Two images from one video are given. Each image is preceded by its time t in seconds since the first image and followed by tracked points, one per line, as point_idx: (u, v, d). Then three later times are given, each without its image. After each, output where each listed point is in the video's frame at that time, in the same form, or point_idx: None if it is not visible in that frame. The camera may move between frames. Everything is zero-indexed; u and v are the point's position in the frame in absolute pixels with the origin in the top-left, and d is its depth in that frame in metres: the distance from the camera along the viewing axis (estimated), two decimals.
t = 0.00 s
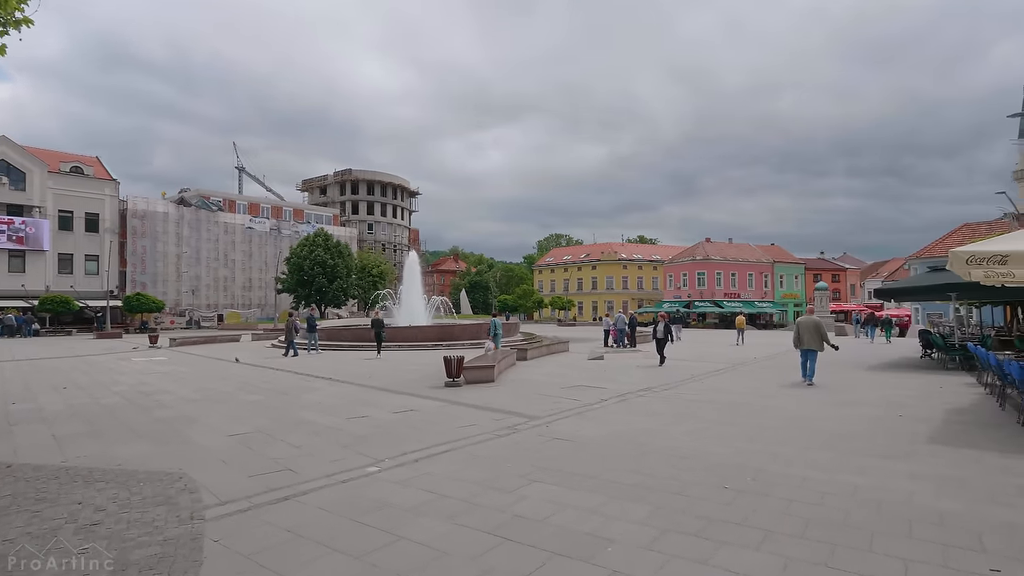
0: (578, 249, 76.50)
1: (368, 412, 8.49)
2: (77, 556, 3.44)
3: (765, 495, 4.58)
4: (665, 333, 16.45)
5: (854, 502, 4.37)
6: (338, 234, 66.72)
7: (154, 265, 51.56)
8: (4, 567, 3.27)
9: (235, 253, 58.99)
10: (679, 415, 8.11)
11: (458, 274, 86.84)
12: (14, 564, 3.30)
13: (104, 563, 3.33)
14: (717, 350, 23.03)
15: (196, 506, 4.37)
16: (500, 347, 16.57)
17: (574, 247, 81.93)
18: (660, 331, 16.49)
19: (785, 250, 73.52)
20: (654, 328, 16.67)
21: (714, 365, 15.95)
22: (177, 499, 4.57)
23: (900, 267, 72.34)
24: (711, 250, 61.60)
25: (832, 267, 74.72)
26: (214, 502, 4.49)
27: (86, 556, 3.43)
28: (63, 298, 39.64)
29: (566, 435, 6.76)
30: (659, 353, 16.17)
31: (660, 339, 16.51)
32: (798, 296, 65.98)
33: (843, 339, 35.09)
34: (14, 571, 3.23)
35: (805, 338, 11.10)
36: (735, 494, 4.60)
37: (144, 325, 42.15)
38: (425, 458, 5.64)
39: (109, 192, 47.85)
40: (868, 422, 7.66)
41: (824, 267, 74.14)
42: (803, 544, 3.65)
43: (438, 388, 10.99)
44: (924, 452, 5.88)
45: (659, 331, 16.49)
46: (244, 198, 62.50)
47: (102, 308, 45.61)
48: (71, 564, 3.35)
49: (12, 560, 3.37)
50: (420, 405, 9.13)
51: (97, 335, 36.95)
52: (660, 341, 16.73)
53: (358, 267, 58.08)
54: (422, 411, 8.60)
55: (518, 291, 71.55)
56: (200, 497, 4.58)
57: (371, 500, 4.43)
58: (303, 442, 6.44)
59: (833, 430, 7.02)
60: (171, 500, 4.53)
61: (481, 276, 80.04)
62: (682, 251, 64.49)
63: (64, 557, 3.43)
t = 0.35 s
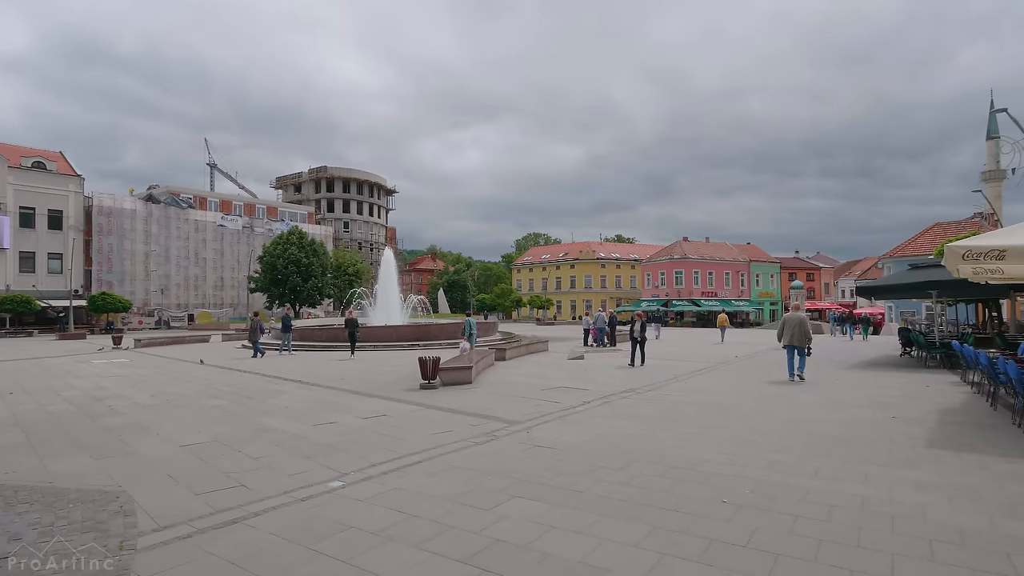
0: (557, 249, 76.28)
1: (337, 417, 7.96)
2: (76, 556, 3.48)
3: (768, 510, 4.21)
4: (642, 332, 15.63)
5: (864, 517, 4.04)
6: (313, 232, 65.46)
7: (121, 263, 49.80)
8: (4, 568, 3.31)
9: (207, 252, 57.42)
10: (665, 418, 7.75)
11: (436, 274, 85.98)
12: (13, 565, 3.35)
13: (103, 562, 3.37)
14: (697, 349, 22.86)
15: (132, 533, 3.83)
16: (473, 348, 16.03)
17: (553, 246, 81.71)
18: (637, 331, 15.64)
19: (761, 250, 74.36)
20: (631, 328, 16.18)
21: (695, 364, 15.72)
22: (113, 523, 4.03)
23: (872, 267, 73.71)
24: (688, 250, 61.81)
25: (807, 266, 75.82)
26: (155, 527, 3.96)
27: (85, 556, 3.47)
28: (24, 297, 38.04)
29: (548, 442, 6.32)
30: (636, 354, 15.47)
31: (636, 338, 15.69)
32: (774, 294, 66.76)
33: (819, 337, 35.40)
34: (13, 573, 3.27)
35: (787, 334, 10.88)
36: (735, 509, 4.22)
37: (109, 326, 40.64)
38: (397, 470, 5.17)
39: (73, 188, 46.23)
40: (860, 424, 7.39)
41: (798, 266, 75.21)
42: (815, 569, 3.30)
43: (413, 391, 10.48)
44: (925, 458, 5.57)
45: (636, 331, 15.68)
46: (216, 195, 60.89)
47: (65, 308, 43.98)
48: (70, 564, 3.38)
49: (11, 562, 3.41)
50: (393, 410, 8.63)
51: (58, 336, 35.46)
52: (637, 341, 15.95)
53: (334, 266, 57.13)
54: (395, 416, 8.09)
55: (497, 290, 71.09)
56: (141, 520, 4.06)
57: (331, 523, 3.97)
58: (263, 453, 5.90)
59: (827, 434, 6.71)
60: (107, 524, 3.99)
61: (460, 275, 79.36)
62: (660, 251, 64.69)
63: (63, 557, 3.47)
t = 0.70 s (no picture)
0: (544, 249, 75.90)
1: (313, 425, 7.45)
2: (77, 555, 3.50)
3: (784, 532, 3.82)
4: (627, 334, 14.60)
5: (889, 540, 3.68)
6: (297, 231, 64.50)
7: (98, 263, 48.53)
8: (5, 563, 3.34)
9: (188, 251, 56.23)
10: (662, 423, 7.34)
11: (422, 274, 85.20)
12: (15, 562, 3.35)
13: (104, 563, 3.40)
14: (686, 350, 22.57)
15: (58, 568, 3.31)
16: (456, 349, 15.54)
17: (540, 246, 81.32)
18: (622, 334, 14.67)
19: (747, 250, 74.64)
20: (615, 328, 15.67)
21: (686, 366, 15.38)
22: (42, 554, 3.52)
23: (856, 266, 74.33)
24: (675, 250, 61.75)
25: (792, 267, 76.26)
26: (88, 559, 3.44)
27: (85, 555, 3.49)
28: None
29: (540, 451, 5.89)
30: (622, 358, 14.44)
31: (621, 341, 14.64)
32: (760, 295, 67.00)
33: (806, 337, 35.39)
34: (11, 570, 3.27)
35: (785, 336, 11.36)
36: (748, 532, 3.82)
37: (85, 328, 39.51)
38: (372, 486, 4.69)
39: (49, 186, 45.06)
40: (865, 428, 7.06)
41: (784, 266, 75.62)
42: None
43: (396, 396, 9.99)
44: (942, 467, 5.24)
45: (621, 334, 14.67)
46: (197, 193, 59.72)
47: (40, 309, 42.79)
48: (71, 563, 3.41)
49: (12, 557, 3.43)
50: (373, 416, 8.14)
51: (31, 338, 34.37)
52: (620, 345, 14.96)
53: (318, 266, 56.31)
54: (374, 424, 7.59)
55: (484, 291, 70.62)
56: (82, 549, 3.60)
57: (295, 552, 3.50)
58: (226, 467, 5.38)
59: (834, 440, 6.35)
60: (32, 556, 3.47)
61: (446, 276, 78.85)
62: (647, 251, 64.56)
63: (63, 556, 3.48)
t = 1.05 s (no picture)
0: (536, 248, 75.40)
1: (292, 435, 6.92)
2: (77, 556, 3.61)
3: (815, 568, 3.32)
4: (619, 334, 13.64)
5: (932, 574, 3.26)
6: (286, 230, 63.70)
7: (84, 263, 47.61)
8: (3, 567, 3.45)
9: (175, 251, 55.28)
10: (664, 431, 6.90)
11: (414, 273, 84.50)
12: (15, 564, 3.49)
13: (103, 563, 3.49)
14: (681, 350, 22.21)
15: (56, 570, 3.44)
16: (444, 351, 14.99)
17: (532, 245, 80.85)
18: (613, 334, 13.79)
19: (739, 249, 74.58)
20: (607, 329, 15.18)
21: (682, 368, 14.98)
22: (40, 554, 3.65)
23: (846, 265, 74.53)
24: (668, 249, 61.48)
25: (784, 266, 76.29)
26: (85, 560, 3.55)
27: (86, 556, 3.60)
28: None
29: (534, 466, 5.43)
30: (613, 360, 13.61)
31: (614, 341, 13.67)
32: (752, 294, 66.93)
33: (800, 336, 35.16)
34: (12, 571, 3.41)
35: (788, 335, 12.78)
36: (773, 565, 3.35)
37: (69, 328, 38.71)
38: (348, 510, 4.22)
39: (32, 184, 44.13)
40: (878, 437, 6.67)
41: (776, 265, 75.61)
42: None
43: (382, 401, 9.50)
44: (975, 483, 4.83)
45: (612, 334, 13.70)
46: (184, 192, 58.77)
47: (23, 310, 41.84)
48: (71, 564, 3.53)
49: (12, 560, 3.55)
50: (357, 425, 7.60)
51: (11, 339, 33.50)
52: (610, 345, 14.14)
53: (308, 265, 55.63)
54: (356, 433, 7.06)
55: (476, 290, 70.12)
56: (78, 550, 3.70)
57: None
58: (188, 487, 4.89)
59: (850, 451, 5.92)
60: (29, 557, 3.61)
61: (438, 275, 78.26)
62: (640, 250, 64.27)
63: (64, 557, 3.61)
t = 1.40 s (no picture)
0: (533, 247, 74.85)
1: (270, 444, 6.44)
2: (77, 556, 3.57)
3: None
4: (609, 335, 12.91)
5: None
6: (281, 229, 63.03)
7: (74, 263, 46.98)
8: (3, 567, 3.40)
9: (168, 250, 54.63)
10: (669, 437, 6.47)
11: (410, 273, 83.90)
12: (16, 565, 3.44)
13: (104, 562, 3.46)
14: (680, 350, 21.77)
15: (53, 570, 3.38)
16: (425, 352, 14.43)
17: (529, 245, 80.34)
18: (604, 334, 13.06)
19: (737, 249, 74.25)
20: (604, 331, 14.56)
21: (683, 369, 14.58)
22: (40, 554, 3.61)
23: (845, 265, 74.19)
24: (665, 248, 61.08)
25: (782, 265, 76.00)
26: (84, 559, 3.51)
27: (87, 555, 3.56)
28: None
29: (530, 479, 4.97)
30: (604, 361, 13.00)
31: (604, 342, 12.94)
32: (750, 293, 66.60)
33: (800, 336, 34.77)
34: (12, 571, 3.37)
35: (791, 332, 12.63)
36: None
37: (59, 329, 38.10)
38: (322, 534, 3.81)
39: (22, 182, 43.47)
40: (897, 444, 6.25)
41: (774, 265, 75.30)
42: None
43: (371, 406, 9.03)
44: (1015, 499, 4.39)
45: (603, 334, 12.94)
46: (177, 191, 58.09)
47: (12, 310, 41.21)
48: (70, 564, 3.49)
49: (12, 560, 3.50)
50: (341, 432, 7.11)
51: None
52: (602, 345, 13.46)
53: (302, 265, 55.06)
54: (339, 441, 6.56)
55: (473, 289, 69.64)
56: (78, 550, 3.65)
57: None
58: (146, 506, 4.43)
59: (871, 461, 5.49)
60: (29, 557, 3.56)
61: (434, 275, 77.72)
62: (637, 249, 63.86)
63: (63, 556, 3.56)
